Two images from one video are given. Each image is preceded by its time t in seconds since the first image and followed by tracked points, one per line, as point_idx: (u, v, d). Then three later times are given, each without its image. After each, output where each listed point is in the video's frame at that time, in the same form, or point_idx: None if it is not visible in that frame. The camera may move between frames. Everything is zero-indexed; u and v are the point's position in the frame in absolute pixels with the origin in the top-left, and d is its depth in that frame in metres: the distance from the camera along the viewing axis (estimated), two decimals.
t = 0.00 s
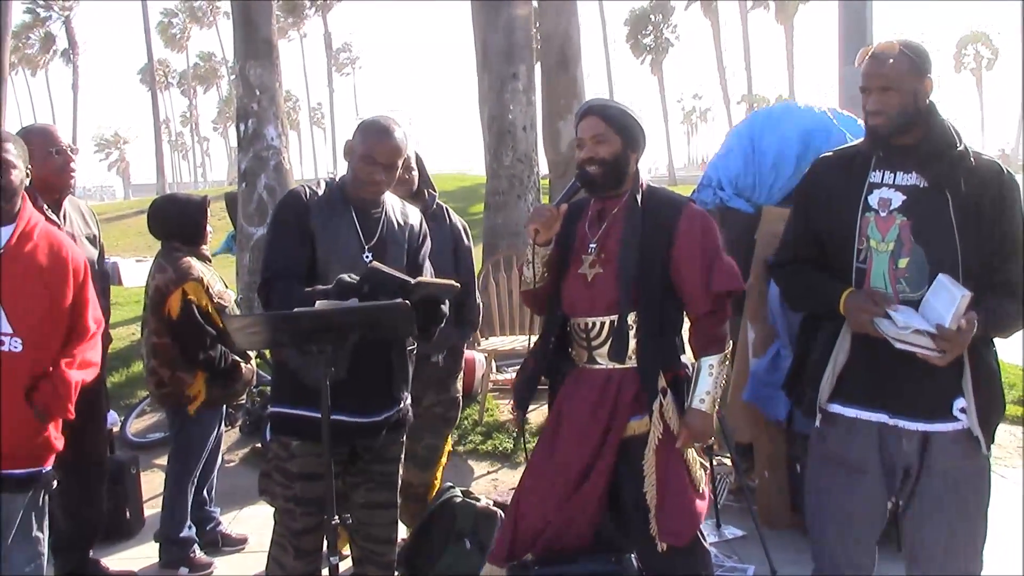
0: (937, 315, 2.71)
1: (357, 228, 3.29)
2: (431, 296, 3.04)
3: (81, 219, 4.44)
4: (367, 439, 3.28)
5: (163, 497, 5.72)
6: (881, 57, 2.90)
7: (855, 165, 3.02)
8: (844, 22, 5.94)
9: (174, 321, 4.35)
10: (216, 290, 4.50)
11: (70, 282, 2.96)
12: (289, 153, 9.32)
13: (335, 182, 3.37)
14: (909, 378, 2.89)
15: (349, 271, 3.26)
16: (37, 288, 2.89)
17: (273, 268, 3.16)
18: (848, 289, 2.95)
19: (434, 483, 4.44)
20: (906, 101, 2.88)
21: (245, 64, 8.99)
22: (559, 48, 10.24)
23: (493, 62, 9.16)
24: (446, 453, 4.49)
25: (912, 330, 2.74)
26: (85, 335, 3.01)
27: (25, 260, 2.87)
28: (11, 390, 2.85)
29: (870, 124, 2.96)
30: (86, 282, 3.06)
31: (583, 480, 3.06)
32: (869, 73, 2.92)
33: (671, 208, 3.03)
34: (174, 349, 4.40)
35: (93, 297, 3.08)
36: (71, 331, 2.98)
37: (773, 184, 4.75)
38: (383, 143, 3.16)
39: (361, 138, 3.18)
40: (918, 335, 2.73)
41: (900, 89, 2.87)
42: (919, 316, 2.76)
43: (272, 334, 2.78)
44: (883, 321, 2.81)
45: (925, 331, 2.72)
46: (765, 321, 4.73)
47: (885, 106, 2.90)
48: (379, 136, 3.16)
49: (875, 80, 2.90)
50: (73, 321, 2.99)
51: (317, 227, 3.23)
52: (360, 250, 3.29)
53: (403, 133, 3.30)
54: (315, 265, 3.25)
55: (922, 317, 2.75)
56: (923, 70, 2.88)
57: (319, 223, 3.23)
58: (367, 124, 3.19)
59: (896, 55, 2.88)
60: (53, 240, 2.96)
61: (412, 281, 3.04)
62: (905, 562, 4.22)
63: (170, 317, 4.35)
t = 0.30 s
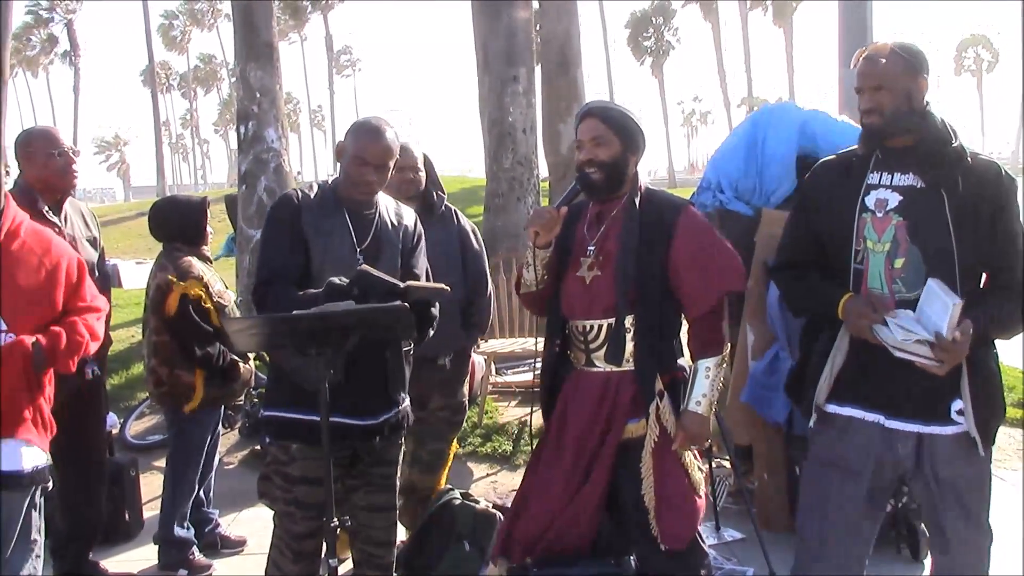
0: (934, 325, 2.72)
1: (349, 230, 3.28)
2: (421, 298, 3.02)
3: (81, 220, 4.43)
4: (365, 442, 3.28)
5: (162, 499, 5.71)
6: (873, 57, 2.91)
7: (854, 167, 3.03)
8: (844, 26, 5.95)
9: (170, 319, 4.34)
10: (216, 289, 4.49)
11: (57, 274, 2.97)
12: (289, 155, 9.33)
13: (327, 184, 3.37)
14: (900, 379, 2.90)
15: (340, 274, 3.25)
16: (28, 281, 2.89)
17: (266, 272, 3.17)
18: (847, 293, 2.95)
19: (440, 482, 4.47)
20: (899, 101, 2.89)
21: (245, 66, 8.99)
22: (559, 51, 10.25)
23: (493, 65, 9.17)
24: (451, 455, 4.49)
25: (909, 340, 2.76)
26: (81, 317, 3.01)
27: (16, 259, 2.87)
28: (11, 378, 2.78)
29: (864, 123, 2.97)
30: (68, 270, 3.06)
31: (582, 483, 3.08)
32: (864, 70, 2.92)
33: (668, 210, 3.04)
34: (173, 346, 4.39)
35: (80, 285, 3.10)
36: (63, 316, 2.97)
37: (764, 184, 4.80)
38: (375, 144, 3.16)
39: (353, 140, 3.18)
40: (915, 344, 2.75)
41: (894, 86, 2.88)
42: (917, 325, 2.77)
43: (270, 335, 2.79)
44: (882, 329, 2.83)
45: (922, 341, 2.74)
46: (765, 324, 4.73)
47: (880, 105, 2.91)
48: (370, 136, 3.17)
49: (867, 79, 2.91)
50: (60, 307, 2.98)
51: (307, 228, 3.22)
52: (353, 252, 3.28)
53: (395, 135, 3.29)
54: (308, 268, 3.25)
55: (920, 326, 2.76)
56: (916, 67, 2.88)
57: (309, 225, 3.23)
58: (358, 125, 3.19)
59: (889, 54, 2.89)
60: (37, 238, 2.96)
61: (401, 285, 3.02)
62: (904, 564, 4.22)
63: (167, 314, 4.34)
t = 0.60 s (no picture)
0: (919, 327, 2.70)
1: (343, 232, 3.29)
2: (415, 300, 3.02)
3: (75, 221, 4.42)
4: (359, 444, 3.27)
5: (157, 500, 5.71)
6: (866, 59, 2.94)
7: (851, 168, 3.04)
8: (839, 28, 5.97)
9: (168, 314, 4.34)
10: (212, 288, 4.50)
11: (37, 262, 2.94)
12: (285, 156, 9.32)
13: (320, 185, 3.37)
14: (893, 381, 2.90)
15: (333, 278, 3.24)
16: (8, 272, 2.85)
17: (257, 275, 3.17)
18: (840, 298, 2.98)
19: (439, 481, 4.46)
20: (894, 102, 2.90)
21: (241, 67, 8.98)
22: (555, 53, 10.27)
23: (489, 67, 9.18)
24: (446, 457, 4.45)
25: (890, 343, 2.73)
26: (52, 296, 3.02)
27: None
28: None
29: (859, 124, 2.99)
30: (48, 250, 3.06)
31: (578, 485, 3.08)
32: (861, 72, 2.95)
33: (662, 212, 3.04)
34: (168, 344, 4.42)
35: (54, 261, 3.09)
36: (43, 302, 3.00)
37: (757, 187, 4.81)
38: (368, 146, 3.15)
39: (346, 141, 3.17)
40: (894, 347, 2.73)
41: (888, 87, 2.90)
42: (900, 329, 2.75)
43: (265, 335, 2.80)
44: (864, 333, 2.81)
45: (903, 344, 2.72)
46: (760, 326, 4.73)
47: (874, 106, 2.93)
48: (362, 139, 3.15)
49: (863, 80, 2.93)
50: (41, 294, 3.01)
51: (299, 231, 3.22)
52: (346, 254, 3.28)
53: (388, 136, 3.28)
54: (300, 271, 3.25)
55: (902, 329, 2.74)
56: (914, 67, 2.89)
57: (301, 227, 3.22)
58: (351, 125, 3.18)
59: (884, 55, 2.91)
60: (9, 223, 2.87)
61: (396, 287, 3.03)
62: (899, 565, 4.23)
63: (165, 312, 4.34)
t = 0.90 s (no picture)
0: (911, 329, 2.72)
1: (341, 234, 3.29)
2: (414, 302, 3.03)
3: (72, 222, 4.42)
4: (358, 445, 3.28)
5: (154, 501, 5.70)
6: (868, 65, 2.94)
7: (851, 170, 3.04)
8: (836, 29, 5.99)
9: (167, 309, 4.35)
10: (211, 286, 4.52)
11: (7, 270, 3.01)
12: (283, 157, 9.33)
13: (318, 187, 3.37)
14: (891, 381, 2.90)
15: (332, 279, 3.25)
16: None
17: (256, 277, 3.17)
18: (835, 299, 2.99)
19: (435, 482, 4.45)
20: (894, 105, 2.90)
21: (239, 68, 8.99)
22: (553, 54, 10.28)
23: (487, 67, 9.18)
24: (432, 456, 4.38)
25: (885, 342, 2.76)
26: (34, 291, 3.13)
27: None
28: None
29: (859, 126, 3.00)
30: (13, 248, 3.05)
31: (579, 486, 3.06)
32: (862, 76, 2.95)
33: (660, 213, 3.04)
34: (166, 339, 4.42)
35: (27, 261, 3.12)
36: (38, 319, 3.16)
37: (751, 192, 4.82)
38: (366, 148, 3.16)
39: (343, 142, 3.17)
40: (887, 347, 2.76)
41: (887, 91, 2.90)
42: (894, 328, 2.77)
43: (264, 337, 2.81)
44: (859, 332, 2.84)
45: (898, 344, 2.75)
46: (758, 327, 4.74)
47: (874, 109, 2.93)
48: (362, 140, 3.15)
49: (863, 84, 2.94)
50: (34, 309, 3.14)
51: (298, 233, 3.22)
52: (345, 255, 3.28)
53: (387, 137, 3.29)
54: (298, 273, 3.25)
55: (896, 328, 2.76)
56: (914, 72, 2.88)
57: (299, 229, 3.22)
58: (349, 127, 3.18)
59: (885, 59, 2.91)
60: None
61: (395, 288, 3.03)
62: (897, 566, 4.24)
63: (164, 306, 4.36)
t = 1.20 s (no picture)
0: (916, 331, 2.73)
1: (341, 235, 3.29)
2: (413, 304, 3.03)
3: (71, 222, 4.42)
4: (357, 445, 3.28)
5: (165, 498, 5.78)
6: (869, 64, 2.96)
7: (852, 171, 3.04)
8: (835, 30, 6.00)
9: (171, 311, 4.35)
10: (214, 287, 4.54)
11: None
12: (282, 157, 9.33)
13: (318, 187, 3.37)
14: (889, 382, 2.90)
15: (332, 280, 3.26)
16: None
17: (256, 277, 3.17)
18: (835, 303, 2.99)
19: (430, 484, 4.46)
20: (895, 106, 2.90)
21: (238, 69, 8.99)
22: (552, 55, 10.28)
23: (486, 68, 9.18)
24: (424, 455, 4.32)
25: (891, 344, 2.75)
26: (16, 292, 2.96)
27: None
28: None
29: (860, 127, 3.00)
30: None
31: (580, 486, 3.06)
32: (864, 75, 2.97)
33: (661, 214, 3.04)
34: (168, 338, 4.43)
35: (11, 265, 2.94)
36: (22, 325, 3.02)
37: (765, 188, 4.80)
38: (367, 148, 3.16)
39: (344, 142, 3.18)
40: (894, 348, 2.75)
41: (887, 91, 2.90)
42: (898, 330, 2.77)
43: (263, 337, 2.80)
44: (863, 333, 2.83)
45: (903, 345, 2.74)
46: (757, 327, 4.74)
47: (874, 109, 2.93)
48: (361, 141, 3.16)
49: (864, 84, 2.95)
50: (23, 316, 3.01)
51: (297, 233, 3.22)
52: (344, 256, 3.28)
53: (387, 138, 3.29)
54: (297, 274, 3.25)
55: (902, 330, 2.75)
56: (915, 73, 2.88)
57: (299, 229, 3.22)
58: (350, 127, 3.18)
59: (888, 59, 2.91)
60: None
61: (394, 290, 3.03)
62: (896, 567, 4.24)
63: (167, 307, 4.36)
